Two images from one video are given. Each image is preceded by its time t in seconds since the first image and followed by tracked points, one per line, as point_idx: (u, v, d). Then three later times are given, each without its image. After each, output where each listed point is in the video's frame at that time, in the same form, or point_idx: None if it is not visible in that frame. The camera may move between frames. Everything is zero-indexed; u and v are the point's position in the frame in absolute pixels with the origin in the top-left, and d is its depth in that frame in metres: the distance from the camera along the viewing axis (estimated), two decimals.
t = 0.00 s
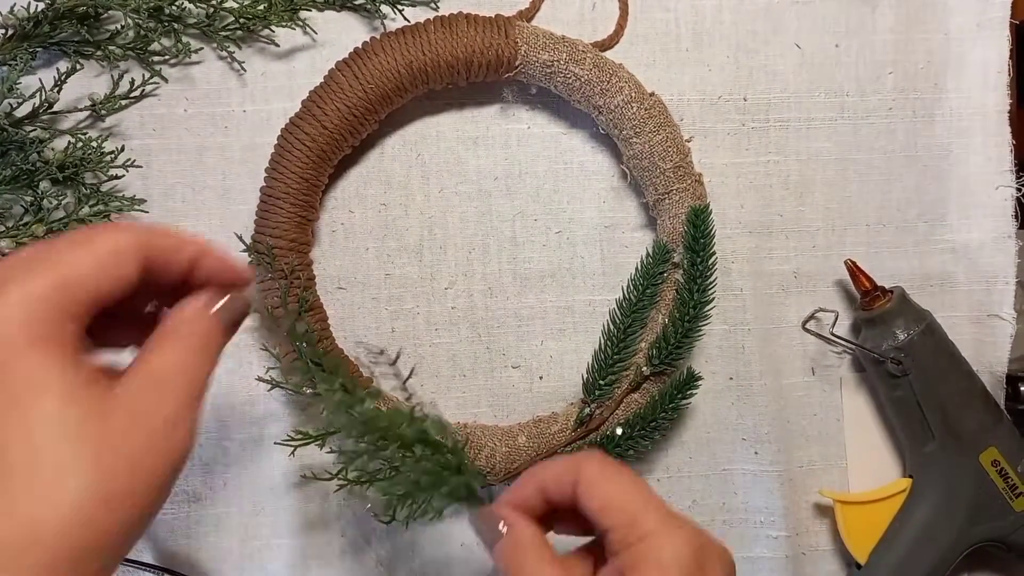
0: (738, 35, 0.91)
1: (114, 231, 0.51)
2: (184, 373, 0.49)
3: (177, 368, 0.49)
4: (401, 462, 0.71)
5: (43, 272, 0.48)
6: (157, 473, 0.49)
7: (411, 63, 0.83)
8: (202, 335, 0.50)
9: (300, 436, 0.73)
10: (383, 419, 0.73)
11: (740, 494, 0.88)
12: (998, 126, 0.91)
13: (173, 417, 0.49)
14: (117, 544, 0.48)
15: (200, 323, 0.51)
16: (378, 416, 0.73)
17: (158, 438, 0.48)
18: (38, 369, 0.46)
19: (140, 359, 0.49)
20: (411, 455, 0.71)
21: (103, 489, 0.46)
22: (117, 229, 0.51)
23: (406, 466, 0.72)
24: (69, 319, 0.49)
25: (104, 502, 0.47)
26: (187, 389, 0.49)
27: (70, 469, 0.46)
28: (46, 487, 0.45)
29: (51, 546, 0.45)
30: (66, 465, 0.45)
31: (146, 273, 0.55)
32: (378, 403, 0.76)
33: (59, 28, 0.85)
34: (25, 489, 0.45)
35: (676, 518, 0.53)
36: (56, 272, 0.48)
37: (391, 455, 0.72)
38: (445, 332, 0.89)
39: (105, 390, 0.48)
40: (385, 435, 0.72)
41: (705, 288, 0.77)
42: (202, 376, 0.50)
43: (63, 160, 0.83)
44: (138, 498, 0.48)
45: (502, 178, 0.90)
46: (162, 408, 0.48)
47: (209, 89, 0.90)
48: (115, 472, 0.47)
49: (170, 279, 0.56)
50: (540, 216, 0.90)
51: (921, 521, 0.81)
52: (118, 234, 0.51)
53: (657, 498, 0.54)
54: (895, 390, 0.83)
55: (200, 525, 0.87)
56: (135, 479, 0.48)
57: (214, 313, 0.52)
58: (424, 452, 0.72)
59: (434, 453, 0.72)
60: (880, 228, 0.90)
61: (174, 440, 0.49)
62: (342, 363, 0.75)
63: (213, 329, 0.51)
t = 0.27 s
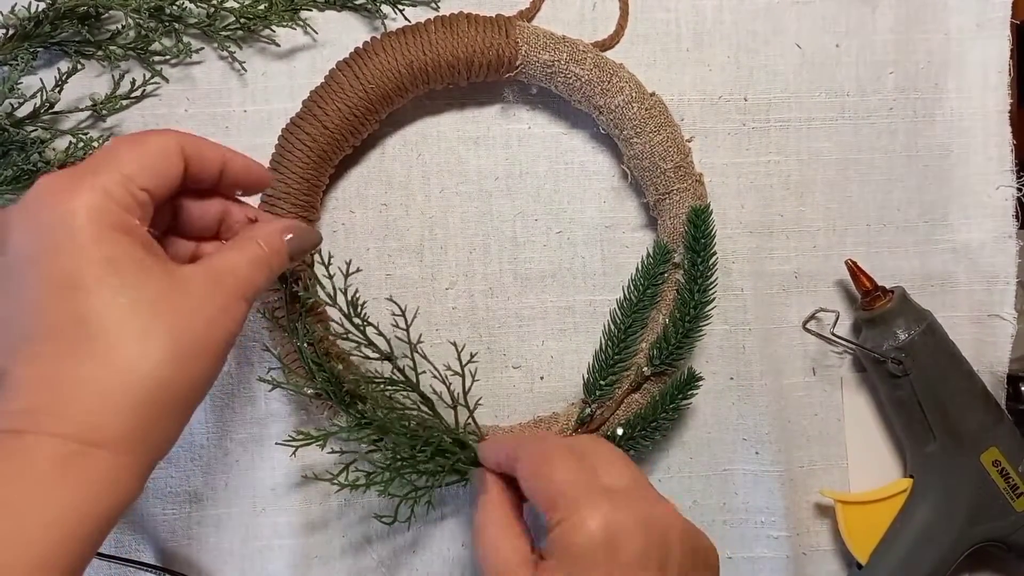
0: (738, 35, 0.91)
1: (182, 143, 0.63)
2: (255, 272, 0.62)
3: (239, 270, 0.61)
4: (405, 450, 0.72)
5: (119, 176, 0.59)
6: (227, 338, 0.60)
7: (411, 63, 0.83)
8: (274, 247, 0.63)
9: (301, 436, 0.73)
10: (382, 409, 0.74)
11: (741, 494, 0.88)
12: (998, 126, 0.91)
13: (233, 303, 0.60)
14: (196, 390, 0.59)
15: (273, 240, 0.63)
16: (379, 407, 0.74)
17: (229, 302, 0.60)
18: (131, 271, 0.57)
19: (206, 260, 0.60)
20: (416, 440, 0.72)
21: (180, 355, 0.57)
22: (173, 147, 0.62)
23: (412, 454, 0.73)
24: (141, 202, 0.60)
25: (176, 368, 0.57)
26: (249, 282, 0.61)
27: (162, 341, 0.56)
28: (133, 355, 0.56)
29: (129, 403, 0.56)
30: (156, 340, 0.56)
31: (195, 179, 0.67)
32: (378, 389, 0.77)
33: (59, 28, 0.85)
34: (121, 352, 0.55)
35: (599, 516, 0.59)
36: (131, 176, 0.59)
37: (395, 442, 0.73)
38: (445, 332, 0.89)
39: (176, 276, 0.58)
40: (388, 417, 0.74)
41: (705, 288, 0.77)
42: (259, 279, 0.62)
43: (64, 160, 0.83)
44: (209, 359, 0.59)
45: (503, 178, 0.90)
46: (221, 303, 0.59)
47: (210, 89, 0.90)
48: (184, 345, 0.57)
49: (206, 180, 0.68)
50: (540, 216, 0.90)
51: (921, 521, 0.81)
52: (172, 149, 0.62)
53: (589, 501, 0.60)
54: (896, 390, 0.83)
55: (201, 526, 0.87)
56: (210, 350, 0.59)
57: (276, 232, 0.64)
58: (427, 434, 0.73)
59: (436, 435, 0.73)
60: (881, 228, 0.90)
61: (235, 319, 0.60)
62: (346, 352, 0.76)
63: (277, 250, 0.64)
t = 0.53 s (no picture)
0: (738, 35, 0.91)
1: (103, 180, 0.60)
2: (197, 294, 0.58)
3: (180, 295, 0.57)
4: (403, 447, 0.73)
5: (48, 223, 0.56)
6: (178, 367, 0.56)
7: (411, 63, 0.83)
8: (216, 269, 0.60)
9: (301, 436, 0.73)
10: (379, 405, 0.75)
11: (741, 494, 0.88)
12: (998, 126, 0.91)
13: (181, 329, 0.56)
14: (157, 420, 0.55)
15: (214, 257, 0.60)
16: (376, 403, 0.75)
17: (174, 327, 0.56)
18: (68, 313, 0.53)
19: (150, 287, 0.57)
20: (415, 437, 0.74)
21: (133, 388, 0.53)
22: (98, 186, 0.59)
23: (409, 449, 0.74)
24: (71, 248, 0.57)
25: (130, 404, 0.53)
26: (193, 305, 0.58)
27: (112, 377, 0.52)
28: (84, 391, 0.52)
29: (83, 442, 0.52)
30: (105, 375, 0.52)
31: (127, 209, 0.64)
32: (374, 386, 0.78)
33: (59, 28, 0.85)
34: (71, 395, 0.51)
35: (530, 544, 0.58)
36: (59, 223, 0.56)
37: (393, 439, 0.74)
38: (445, 332, 0.89)
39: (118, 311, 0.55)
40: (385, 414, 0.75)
41: (705, 289, 0.77)
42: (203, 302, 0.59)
43: (64, 160, 0.83)
44: (162, 389, 0.55)
45: (503, 178, 0.90)
46: (170, 327, 0.56)
47: (210, 89, 0.90)
48: (136, 376, 0.53)
49: (140, 208, 0.65)
50: (540, 216, 0.90)
51: (921, 521, 0.81)
52: (93, 191, 0.58)
53: (521, 530, 0.59)
54: (896, 391, 0.83)
55: (201, 526, 0.87)
56: (164, 377, 0.55)
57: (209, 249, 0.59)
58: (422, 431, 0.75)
59: (432, 434, 0.75)
60: (881, 227, 0.90)
61: (188, 344, 0.57)
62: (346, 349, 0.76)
63: (218, 272, 0.60)
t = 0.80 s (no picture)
0: (739, 35, 0.91)
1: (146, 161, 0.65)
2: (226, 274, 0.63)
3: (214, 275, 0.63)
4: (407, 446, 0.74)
5: (96, 197, 0.61)
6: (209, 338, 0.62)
7: (411, 64, 0.83)
8: (246, 252, 0.66)
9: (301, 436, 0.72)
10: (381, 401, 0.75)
11: (741, 494, 0.88)
12: (998, 126, 0.91)
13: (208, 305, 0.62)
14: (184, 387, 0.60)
15: (250, 242, 0.67)
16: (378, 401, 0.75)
17: (208, 303, 0.62)
18: (111, 280, 0.59)
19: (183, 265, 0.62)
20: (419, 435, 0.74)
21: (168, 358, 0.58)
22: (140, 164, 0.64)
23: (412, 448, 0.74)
24: (115, 217, 0.62)
25: (164, 369, 0.58)
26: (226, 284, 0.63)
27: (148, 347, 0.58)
28: (123, 357, 0.57)
29: (120, 403, 0.57)
30: (141, 344, 0.57)
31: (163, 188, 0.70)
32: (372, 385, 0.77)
33: (60, 29, 0.85)
34: (109, 363, 0.57)
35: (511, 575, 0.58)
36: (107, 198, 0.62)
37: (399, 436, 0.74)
38: (445, 333, 0.89)
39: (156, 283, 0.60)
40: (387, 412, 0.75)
41: (705, 289, 0.77)
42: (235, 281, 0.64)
43: (64, 161, 0.83)
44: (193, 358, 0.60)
45: (503, 178, 0.90)
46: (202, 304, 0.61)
47: (210, 89, 0.90)
48: (171, 346, 0.58)
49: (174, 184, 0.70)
50: (540, 216, 0.90)
51: (920, 521, 0.81)
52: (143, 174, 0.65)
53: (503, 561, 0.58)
54: (896, 391, 0.83)
55: (201, 525, 0.87)
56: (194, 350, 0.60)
57: (257, 236, 0.68)
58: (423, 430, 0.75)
59: (432, 436, 0.75)
60: (880, 228, 0.90)
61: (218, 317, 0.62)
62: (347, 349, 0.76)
63: (250, 254, 0.67)
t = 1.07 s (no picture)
0: (738, 35, 0.91)
1: None
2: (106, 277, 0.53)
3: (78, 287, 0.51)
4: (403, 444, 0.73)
5: None
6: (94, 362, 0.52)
7: (411, 63, 0.83)
8: (96, 256, 0.52)
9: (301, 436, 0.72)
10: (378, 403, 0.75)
11: (741, 494, 0.88)
12: (998, 126, 0.91)
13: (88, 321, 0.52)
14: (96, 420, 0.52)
15: (91, 242, 0.52)
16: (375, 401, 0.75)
17: (81, 326, 0.51)
18: None
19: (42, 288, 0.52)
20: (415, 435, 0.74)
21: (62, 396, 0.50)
22: None
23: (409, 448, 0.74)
24: None
25: (59, 417, 0.50)
26: (95, 290, 0.52)
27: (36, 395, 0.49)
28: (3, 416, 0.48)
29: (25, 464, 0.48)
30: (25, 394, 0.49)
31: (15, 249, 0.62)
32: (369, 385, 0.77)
33: (59, 28, 0.85)
34: None
35: None
36: None
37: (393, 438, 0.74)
38: (445, 332, 0.89)
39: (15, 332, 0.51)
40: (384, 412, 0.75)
41: (705, 289, 0.77)
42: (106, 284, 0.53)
43: (64, 160, 0.83)
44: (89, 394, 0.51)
45: (503, 178, 0.90)
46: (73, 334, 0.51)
47: (210, 89, 0.90)
48: (52, 391, 0.50)
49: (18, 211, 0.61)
50: (540, 216, 0.90)
51: (920, 520, 0.81)
52: None
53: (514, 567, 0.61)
54: (896, 390, 0.83)
55: (201, 525, 0.87)
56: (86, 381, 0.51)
57: (95, 231, 0.52)
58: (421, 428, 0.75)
59: (433, 434, 0.75)
60: (880, 227, 0.90)
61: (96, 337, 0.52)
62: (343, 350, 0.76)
63: (111, 251, 0.53)
